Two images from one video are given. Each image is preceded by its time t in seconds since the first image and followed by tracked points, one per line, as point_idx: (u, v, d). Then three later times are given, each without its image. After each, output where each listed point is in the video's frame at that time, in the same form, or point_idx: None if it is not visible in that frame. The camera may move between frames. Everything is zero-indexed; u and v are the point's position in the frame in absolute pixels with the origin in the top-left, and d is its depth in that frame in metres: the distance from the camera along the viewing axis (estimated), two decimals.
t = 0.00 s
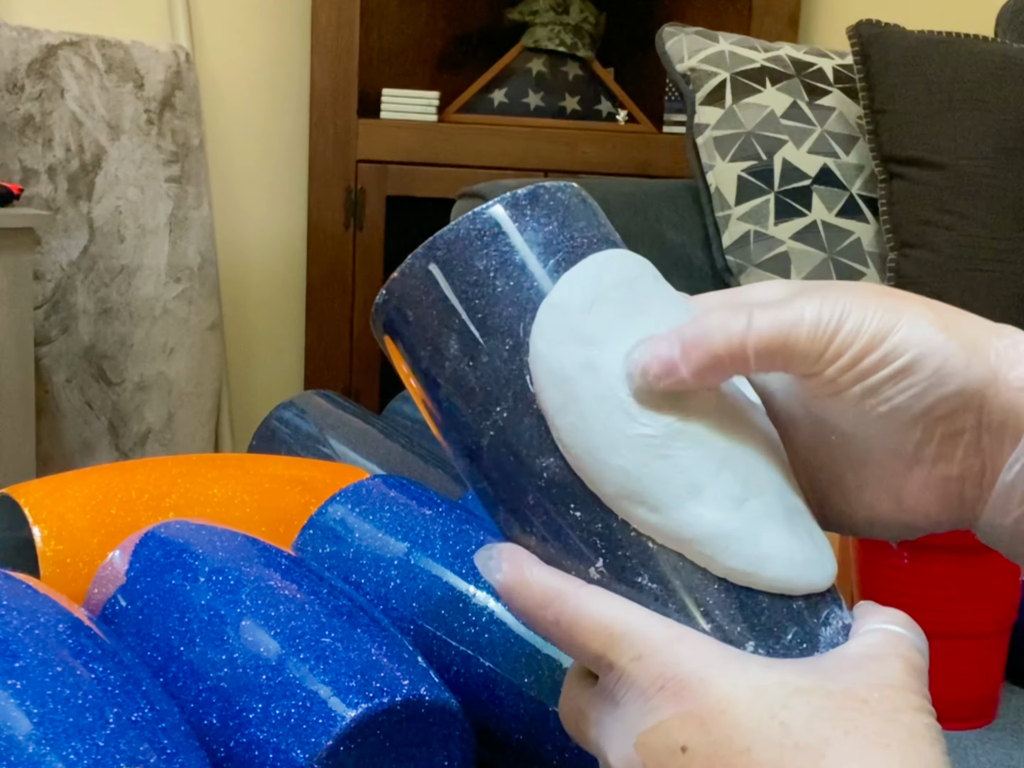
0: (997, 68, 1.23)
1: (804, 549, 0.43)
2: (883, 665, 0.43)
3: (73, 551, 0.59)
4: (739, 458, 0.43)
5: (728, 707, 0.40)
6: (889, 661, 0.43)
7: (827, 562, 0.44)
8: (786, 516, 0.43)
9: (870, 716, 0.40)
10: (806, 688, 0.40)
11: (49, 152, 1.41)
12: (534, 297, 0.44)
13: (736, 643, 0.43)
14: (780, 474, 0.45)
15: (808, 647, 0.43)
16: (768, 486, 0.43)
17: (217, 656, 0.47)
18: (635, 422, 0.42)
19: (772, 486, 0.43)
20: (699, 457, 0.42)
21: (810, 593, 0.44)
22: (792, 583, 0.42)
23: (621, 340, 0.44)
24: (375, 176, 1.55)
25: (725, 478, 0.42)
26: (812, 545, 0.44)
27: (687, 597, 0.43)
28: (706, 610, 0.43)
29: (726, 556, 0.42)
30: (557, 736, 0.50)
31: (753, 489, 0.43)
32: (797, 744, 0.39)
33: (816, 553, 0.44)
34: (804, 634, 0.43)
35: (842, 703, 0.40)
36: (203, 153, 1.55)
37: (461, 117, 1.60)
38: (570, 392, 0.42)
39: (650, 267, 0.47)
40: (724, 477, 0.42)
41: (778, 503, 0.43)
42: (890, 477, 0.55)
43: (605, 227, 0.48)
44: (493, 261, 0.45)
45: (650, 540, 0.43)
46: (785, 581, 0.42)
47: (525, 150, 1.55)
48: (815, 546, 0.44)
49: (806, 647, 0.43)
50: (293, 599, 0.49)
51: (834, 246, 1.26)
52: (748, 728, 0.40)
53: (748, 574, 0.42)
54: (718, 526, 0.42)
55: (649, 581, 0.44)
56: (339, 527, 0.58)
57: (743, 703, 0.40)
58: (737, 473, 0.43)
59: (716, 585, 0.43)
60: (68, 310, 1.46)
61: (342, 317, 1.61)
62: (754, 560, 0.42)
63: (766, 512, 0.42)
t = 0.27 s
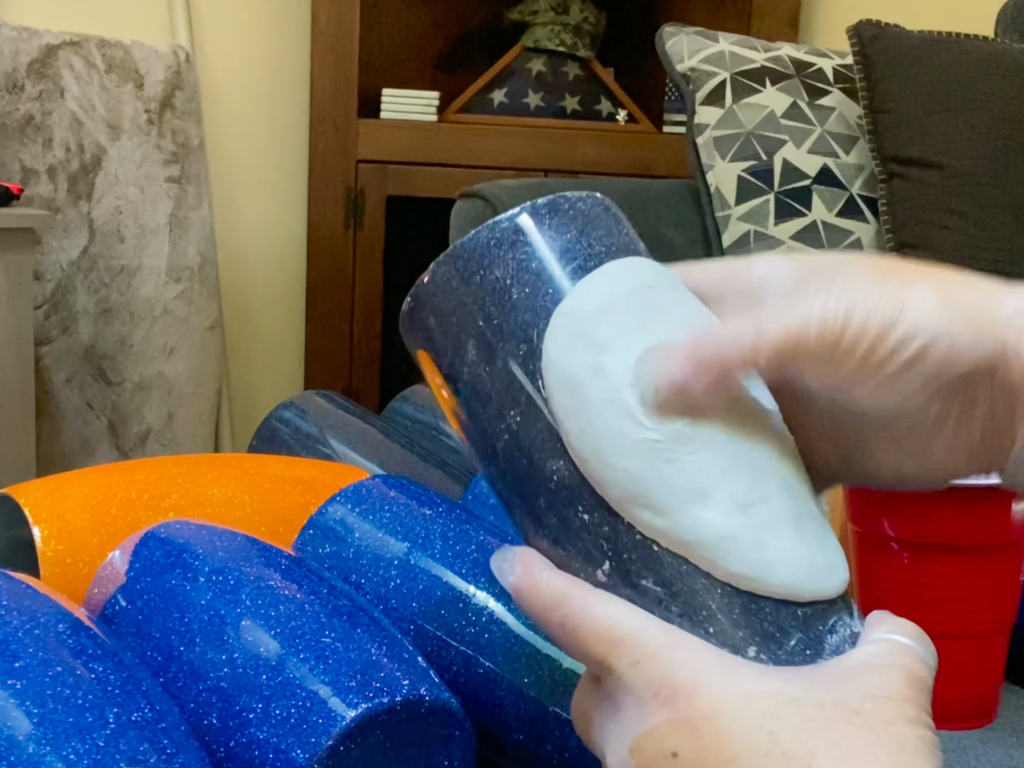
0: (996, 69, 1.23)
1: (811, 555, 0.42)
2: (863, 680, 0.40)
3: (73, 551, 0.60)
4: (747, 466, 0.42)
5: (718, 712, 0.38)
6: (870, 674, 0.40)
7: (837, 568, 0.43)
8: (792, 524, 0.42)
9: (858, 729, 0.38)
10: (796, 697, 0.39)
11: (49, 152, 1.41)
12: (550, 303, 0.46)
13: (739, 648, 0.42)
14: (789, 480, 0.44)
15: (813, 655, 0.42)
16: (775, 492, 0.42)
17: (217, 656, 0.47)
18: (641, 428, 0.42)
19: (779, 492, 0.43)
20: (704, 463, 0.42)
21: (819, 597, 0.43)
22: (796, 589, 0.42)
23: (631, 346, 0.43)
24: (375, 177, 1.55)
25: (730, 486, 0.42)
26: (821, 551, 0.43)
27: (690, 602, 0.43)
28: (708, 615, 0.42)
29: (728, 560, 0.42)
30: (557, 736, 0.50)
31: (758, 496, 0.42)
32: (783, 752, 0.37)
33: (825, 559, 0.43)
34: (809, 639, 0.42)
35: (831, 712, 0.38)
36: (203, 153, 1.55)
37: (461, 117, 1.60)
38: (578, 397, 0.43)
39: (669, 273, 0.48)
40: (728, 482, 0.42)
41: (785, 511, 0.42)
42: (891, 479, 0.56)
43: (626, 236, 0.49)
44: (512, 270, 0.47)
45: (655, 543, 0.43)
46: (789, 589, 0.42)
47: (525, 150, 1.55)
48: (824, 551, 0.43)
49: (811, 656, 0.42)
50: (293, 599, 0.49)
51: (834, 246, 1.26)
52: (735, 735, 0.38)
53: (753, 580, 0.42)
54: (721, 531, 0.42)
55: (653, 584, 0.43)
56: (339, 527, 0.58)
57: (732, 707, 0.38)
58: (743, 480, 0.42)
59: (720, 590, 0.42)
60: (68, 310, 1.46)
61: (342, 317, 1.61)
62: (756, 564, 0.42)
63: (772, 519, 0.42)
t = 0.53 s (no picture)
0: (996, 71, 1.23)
1: (834, 535, 0.34)
2: (838, 664, 0.33)
3: (73, 551, 0.60)
4: (755, 428, 0.34)
5: (656, 705, 0.35)
6: (848, 658, 0.33)
7: (870, 553, 0.34)
8: (805, 494, 0.34)
9: (785, 734, 0.32)
10: (727, 695, 0.34)
11: (49, 152, 1.41)
12: (585, 271, 0.39)
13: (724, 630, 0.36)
14: (824, 448, 0.34)
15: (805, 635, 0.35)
16: (791, 458, 0.34)
17: (217, 657, 0.47)
18: (651, 391, 0.35)
19: (799, 460, 0.34)
20: (704, 420, 0.35)
21: (855, 578, 0.35)
22: (798, 570, 0.34)
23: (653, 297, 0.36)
24: (375, 176, 1.55)
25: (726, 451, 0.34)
26: (853, 533, 0.34)
27: (689, 573, 0.37)
28: (704, 588, 0.36)
29: (720, 532, 0.35)
30: (556, 737, 0.50)
31: (766, 462, 0.34)
32: (697, 756, 0.33)
33: (855, 543, 0.34)
34: (806, 618, 0.35)
35: (757, 712, 0.33)
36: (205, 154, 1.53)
37: (461, 116, 1.59)
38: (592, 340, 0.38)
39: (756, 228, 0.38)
40: (733, 448, 0.34)
41: (798, 480, 0.34)
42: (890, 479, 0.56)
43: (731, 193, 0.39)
44: (560, 232, 0.41)
45: (665, 512, 0.37)
46: (787, 570, 0.34)
47: (525, 150, 1.56)
48: (857, 534, 0.34)
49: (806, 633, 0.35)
50: (293, 598, 0.49)
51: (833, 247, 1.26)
52: (662, 732, 0.35)
53: (746, 555, 0.35)
54: (715, 500, 0.35)
55: (662, 554, 0.38)
56: (339, 527, 0.57)
57: (666, 701, 0.35)
58: (745, 443, 0.34)
59: (716, 564, 0.36)
60: (68, 310, 1.46)
61: (342, 317, 1.61)
62: (747, 539, 0.34)
63: (778, 487, 0.34)
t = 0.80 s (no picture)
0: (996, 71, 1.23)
1: (827, 528, 0.34)
2: (829, 655, 0.32)
3: (73, 551, 0.60)
4: (751, 415, 0.34)
5: (646, 691, 0.35)
6: (838, 648, 0.32)
7: (863, 546, 0.34)
8: (802, 483, 0.34)
9: (775, 725, 0.32)
10: (720, 683, 0.34)
11: (49, 152, 1.41)
12: (588, 246, 0.39)
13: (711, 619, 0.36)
14: (819, 442, 0.34)
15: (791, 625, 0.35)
16: (786, 449, 0.34)
17: (217, 657, 0.47)
18: (648, 369, 0.35)
19: (795, 450, 0.34)
20: (701, 406, 0.34)
21: (851, 570, 0.35)
22: (790, 560, 0.34)
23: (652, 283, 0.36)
24: (375, 177, 1.55)
25: (722, 435, 0.34)
26: (845, 526, 0.34)
27: (679, 558, 0.37)
28: (692, 572, 0.36)
29: (715, 516, 0.34)
30: (556, 736, 0.50)
31: (763, 450, 0.34)
32: (687, 744, 0.33)
33: (847, 537, 0.34)
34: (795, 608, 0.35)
35: (746, 703, 0.33)
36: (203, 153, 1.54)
37: (461, 117, 1.60)
38: (590, 321, 0.38)
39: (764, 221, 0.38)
40: (730, 432, 0.34)
41: (794, 469, 0.34)
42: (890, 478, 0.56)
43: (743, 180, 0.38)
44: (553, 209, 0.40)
45: (658, 495, 0.37)
46: (779, 558, 0.34)
47: (525, 151, 1.56)
48: (850, 527, 0.34)
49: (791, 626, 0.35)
50: (293, 599, 0.49)
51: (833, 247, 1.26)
52: (651, 717, 0.35)
53: (739, 541, 0.34)
54: (710, 485, 0.34)
55: (652, 538, 0.38)
56: (339, 527, 0.57)
57: (657, 686, 0.35)
58: (743, 429, 0.34)
59: (706, 549, 0.36)
60: (68, 310, 1.47)
61: (342, 318, 1.61)
62: (741, 524, 0.34)
63: (774, 475, 0.34)
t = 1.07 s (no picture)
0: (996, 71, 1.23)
1: (838, 526, 0.34)
2: (831, 657, 0.32)
3: (73, 551, 0.60)
4: (763, 412, 0.34)
5: (648, 687, 0.35)
6: (842, 650, 0.32)
7: (875, 546, 0.34)
8: (813, 481, 0.34)
9: (775, 724, 0.32)
10: (722, 682, 0.34)
11: (49, 152, 1.41)
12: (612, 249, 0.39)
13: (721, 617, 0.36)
14: (833, 439, 0.34)
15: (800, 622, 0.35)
16: (796, 446, 0.34)
17: (217, 656, 0.47)
18: (661, 367, 0.35)
19: (808, 448, 0.34)
20: (712, 402, 0.35)
21: (863, 568, 0.35)
22: (801, 558, 0.34)
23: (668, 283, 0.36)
24: (375, 177, 1.55)
25: (733, 433, 0.34)
26: (857, 524, 0.34)
27: (690, 554, 0.37)
28: (703, 569, 0.37)
29: (723, 513, 0.35)
30: (556, 737, 0.50)
31: (774, 448, 0.34)
32: (686, 742, 0.34)
33: (859, 536, 0.34)
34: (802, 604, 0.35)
35: (746, 701, 0.33)
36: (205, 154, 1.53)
37: (461, 116, 1.60)
38: (608, 320, 0.38)
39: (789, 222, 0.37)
40: (740, 430, 0.34)
41: (805, 467, 0.34)
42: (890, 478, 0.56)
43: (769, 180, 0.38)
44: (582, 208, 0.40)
45: (670, 491, 0.37)
46: (789, 555, 0.34)
47: (525, 151, 1.56)
48: (863, 526, 0.34)
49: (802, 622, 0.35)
50: (293, 598, 0.49)
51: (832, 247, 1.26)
52: (651, 713, 0.35)
53: (746, 538, 0.35)
54: (720, 481, 0.34)
55: (664, 534, 0.38)
56: (339, 527, 0.57)
57: (659, 681, 0.35)
58: (754, 427, 0.34)
59: (716, 545, 0.36)
60: (68, 310, 1.47)
61: (342, 318, 1.61)
62: (750, 521, 0.34)
63: (784, 473, 0.34)
